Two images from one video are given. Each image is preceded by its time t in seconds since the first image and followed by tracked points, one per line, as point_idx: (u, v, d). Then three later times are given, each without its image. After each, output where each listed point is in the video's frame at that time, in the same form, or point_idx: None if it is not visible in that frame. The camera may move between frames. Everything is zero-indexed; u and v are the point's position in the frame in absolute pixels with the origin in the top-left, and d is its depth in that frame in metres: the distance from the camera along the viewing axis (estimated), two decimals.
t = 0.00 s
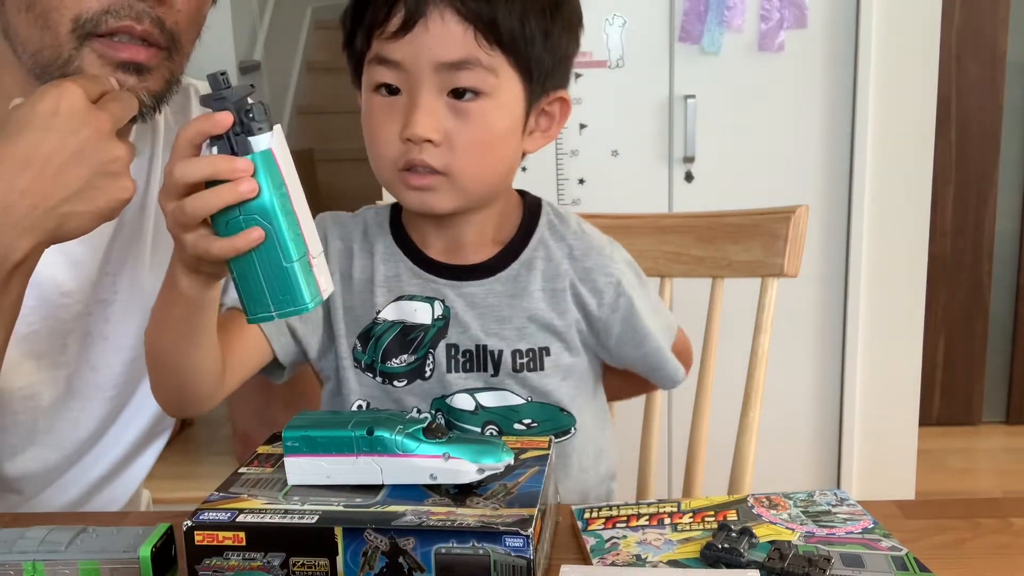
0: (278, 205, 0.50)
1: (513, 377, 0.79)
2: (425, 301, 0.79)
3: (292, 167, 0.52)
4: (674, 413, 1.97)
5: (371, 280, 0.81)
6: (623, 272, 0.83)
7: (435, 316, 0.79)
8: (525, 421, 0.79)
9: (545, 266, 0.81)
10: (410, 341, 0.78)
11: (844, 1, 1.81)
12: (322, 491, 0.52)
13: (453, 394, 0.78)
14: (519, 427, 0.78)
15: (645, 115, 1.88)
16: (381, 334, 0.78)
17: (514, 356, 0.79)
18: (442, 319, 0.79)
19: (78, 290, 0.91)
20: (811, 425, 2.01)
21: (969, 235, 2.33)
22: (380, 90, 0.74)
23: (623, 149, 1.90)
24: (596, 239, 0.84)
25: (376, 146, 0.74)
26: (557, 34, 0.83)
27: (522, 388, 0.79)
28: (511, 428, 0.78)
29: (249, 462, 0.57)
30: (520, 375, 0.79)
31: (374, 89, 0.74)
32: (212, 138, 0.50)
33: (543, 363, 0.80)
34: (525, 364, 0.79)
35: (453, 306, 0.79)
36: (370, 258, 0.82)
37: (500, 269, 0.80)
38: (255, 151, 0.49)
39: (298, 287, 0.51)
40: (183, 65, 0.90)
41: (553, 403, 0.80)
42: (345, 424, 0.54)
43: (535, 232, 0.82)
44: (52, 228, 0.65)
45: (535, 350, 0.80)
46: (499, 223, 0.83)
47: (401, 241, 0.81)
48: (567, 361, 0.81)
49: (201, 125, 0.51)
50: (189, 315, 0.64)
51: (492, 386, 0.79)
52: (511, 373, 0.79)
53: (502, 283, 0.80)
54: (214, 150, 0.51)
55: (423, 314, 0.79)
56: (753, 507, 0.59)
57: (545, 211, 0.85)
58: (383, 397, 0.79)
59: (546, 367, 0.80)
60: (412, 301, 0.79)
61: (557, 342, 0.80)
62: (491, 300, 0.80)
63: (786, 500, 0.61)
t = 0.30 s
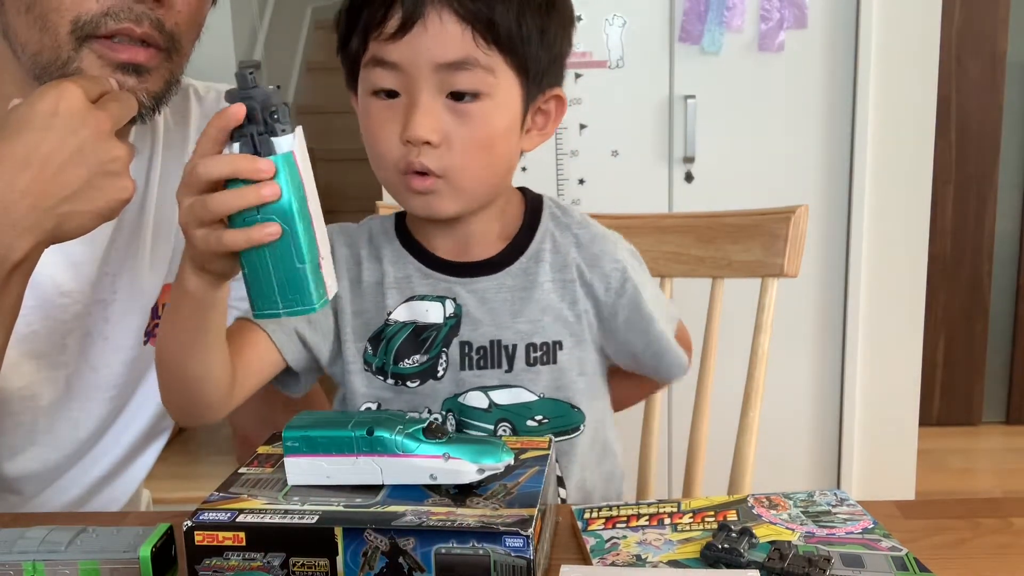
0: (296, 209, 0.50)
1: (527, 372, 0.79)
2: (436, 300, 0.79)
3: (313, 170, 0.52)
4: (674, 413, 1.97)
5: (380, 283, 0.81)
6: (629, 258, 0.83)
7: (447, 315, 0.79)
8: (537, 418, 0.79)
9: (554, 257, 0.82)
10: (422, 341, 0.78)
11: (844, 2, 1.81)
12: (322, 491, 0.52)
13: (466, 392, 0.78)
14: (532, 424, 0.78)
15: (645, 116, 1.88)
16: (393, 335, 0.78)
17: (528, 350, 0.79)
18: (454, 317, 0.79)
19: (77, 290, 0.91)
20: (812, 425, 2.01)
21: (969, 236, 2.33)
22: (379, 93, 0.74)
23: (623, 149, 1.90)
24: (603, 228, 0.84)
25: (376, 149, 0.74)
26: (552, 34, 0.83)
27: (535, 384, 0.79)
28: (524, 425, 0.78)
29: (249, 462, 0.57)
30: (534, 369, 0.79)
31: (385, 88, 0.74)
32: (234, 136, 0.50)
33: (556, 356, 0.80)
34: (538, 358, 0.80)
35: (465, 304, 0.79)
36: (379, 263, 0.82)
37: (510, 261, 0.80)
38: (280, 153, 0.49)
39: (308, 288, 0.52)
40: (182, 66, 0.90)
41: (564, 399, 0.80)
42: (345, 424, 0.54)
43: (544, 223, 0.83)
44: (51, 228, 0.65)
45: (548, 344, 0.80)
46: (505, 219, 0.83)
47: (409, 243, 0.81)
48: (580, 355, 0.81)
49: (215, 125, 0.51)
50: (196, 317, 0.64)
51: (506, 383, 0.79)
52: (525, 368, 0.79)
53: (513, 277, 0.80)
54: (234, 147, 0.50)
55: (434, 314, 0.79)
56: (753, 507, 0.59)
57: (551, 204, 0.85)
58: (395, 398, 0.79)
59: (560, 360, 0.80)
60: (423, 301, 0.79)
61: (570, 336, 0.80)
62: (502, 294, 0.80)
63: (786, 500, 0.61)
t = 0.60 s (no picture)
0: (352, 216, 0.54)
1: (546, 351, 0.88)
2: (454, 293, 0.87)
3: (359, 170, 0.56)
4: (674, 412, 1.97)
5: (396, 281, 0.87)
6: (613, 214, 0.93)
7: (465, 306, 0.87)
8: (556, 398, 0.87)
9: (553, 237, 0.91)
10: (445, 332, 0.86)
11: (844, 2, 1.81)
12: (323, 491, 0.52)
13: (490, 377, 0.86)
14: (552, 403, 0.87)
15: (645, 116, 1.88)
16: (415, 330, 0.86)
17: (546, 331, 0.88)
18: (472, 307, 0.87)
19: (77, 290, 0.91)
20: (811, 425, 2.01)
21: (969, 236, 2.33)
22: (382, 100, 0.75)
23: (623, 149, 1.90)
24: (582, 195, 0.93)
25: (384, 155, 0.75)
26: (543, 25, 0.84)
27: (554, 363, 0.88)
28: (545, 405, 0.86)
29: (249, 462, 0.57)
30: (553, 348, 0.88)
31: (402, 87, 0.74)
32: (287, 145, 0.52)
33: (571, 332, 0.89)
34: (555, 337, 0.88)
35: (482, 295, 0.87)
36: (391, 260, 0.88)
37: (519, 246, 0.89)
38: (334, 163, 0.52)
39: (359, 285, 0.56)
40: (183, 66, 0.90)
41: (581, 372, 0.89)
42: (345, 423, 0.54)
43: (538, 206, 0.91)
44: (51, 227, 0.65)
45: (563, 323, 0.89)
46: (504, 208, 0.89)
47: (423, 247, 0.87)
48: (592, 327, 0.90)
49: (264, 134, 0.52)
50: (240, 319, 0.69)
51: (528, 365, 0.87)
52: (545, 348, 0.88)
53: (524, 262, 0.89)
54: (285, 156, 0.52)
55: (453, 306, 0.87)
56: (753, 507, 0.59)
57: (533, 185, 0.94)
58: (422, 391, 0.86)
59: (575, 335, 0.89)
60: (442, 295, 0.87)
61: (581, 313, 0.90)
62: (515, 281, 0.88)
63: (786, 500, 0.61)
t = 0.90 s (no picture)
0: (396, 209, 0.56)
1: (524, 358, 0.86)
2: (440, 291, 0.87)
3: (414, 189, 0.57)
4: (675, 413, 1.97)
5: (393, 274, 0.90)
6: (604, 224, 0.88)
7: (449, 305, 0.87)
8: (534, 406, 0.86)
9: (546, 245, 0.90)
10: (425, 329, 0.87)
11: (844, 2, 1.81)
12: (322, 491, 0.52)
13: (465, 380, 0.85)
14: (529, 412, 0.85)
15: (645, 116, 1.88)
16: (398, 322, 0.87)
17: (524, 337, 0.87)
18: (456, 307, 0.87)
19: (77, 291, 0.90)
20: (812, 425, 2.01)
21: (969, 236, 2.33)
22: (410, 86, 0.74)
23: (624, 149, 1.90)
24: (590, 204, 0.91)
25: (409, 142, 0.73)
26: (568, 26, 0.85)
27: (529, 373, 0.86)
28: (522, 413, 0.85)
29: (249, 462, 0.57)
30: (530, 356, 0.86)
31: (404, 86, 0.74)
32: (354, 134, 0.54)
33: (548, 342, 0.87)
34: (533, 345, 0.87)
35: (466, 296, 0.88)
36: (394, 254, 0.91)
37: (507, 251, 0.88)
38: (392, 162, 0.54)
39: (393, 286, 0.56)
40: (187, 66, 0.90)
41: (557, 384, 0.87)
42: (345, 423, 0.54)
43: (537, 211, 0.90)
44: (52, 227, 0.65)
45: (541, 331, 0.87)
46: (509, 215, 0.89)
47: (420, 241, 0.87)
48: (571, 338, 0.88)
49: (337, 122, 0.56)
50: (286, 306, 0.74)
51: (505, 371, 0.86)
52: (523, 355, 0.86)
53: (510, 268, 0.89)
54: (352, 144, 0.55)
55: (437, 304, 0.87)
56: (753, 507, 0.59)
57: (549, 192, 0.93)
58: (396, 384, 0.86)
59: (552, 345, 0.87)
60: (430, 292, 0.87)
61: (560, 321, 0.88)
62: (500, 284, 0.88)
63: (786, 500, 0.61)
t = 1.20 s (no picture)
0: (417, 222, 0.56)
1: (527, 358, 0.86)
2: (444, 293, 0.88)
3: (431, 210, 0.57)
4: (675, 413, 1.97)
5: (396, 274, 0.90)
6: (607, 226, 0.88)
7: (453, 306, 0.87)
8: (537, 406, 0.86)
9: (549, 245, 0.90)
10: (429, 330, 0.87)
11: (844, 2, 1.81)
12: (322, 491, 0.52)
13: (468, 381, 0.85)
14: (532, 412, 0.85)
15: (645, 116, 1.88)
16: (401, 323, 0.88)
17: (526, 338, 0.87)
18: (460, 308, 0.88)
19: (77, 291, 0.90)
20: (812, 424, 2.01)
21: (969, 236, 2.33)
22: (414, 87, 0.74)
23: (624, 149, 1.90)
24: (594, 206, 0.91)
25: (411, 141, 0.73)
26: (577, 28, 0.84)
27: (532, 374, 0.86)
28: (524, 413, 0.85)
29: (249, 462, 0.57)
30: (533, 356, 0.86)
31: (403, 89, 0.74)
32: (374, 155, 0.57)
33: (551, 342, 0.87)
34: (536, 346, 0.87)
35: (469, 297, 0.88)
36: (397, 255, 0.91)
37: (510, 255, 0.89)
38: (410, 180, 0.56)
39: (413, 305, 0.55)
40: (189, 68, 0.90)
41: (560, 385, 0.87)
42: (345, 424, 0.54)
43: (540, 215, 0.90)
44: (53, 227, 0.65)
45: (543, 331, 0.87)
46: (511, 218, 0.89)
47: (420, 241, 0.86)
48: (574, 338, 0.88)
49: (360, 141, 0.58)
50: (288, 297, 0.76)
51: (508, 371, 0.86)
52: (526, 355, 0.86)
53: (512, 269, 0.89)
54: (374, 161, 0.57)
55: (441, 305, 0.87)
56: (753, 507, 0.60)
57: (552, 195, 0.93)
58: (398, 385, 0.86)
59: (555, 345, 0.87)
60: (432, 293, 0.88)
61: (562, 322, 0.88)
62: (503, 285, 0.89)
63: (786, 500, 0.61)
